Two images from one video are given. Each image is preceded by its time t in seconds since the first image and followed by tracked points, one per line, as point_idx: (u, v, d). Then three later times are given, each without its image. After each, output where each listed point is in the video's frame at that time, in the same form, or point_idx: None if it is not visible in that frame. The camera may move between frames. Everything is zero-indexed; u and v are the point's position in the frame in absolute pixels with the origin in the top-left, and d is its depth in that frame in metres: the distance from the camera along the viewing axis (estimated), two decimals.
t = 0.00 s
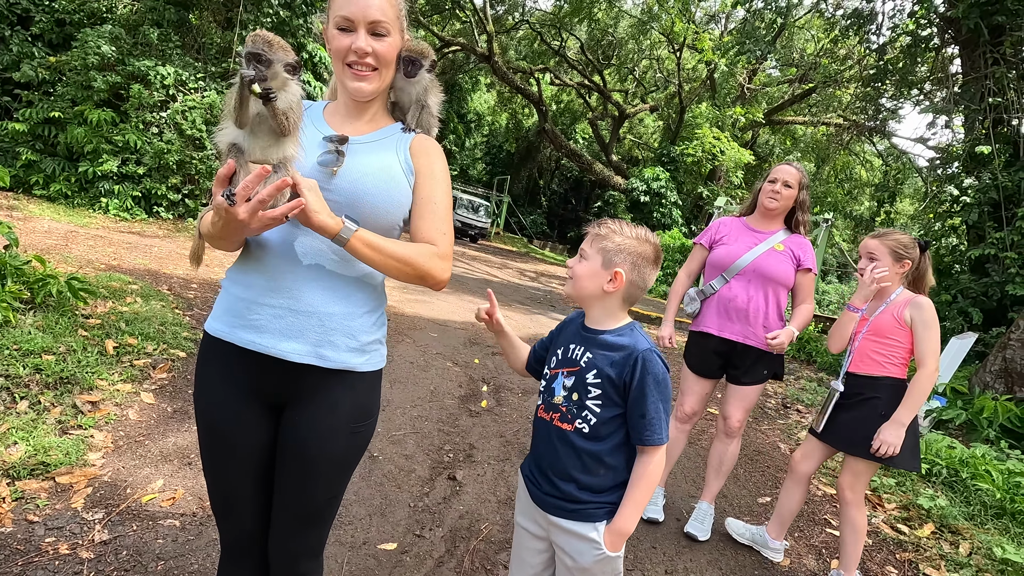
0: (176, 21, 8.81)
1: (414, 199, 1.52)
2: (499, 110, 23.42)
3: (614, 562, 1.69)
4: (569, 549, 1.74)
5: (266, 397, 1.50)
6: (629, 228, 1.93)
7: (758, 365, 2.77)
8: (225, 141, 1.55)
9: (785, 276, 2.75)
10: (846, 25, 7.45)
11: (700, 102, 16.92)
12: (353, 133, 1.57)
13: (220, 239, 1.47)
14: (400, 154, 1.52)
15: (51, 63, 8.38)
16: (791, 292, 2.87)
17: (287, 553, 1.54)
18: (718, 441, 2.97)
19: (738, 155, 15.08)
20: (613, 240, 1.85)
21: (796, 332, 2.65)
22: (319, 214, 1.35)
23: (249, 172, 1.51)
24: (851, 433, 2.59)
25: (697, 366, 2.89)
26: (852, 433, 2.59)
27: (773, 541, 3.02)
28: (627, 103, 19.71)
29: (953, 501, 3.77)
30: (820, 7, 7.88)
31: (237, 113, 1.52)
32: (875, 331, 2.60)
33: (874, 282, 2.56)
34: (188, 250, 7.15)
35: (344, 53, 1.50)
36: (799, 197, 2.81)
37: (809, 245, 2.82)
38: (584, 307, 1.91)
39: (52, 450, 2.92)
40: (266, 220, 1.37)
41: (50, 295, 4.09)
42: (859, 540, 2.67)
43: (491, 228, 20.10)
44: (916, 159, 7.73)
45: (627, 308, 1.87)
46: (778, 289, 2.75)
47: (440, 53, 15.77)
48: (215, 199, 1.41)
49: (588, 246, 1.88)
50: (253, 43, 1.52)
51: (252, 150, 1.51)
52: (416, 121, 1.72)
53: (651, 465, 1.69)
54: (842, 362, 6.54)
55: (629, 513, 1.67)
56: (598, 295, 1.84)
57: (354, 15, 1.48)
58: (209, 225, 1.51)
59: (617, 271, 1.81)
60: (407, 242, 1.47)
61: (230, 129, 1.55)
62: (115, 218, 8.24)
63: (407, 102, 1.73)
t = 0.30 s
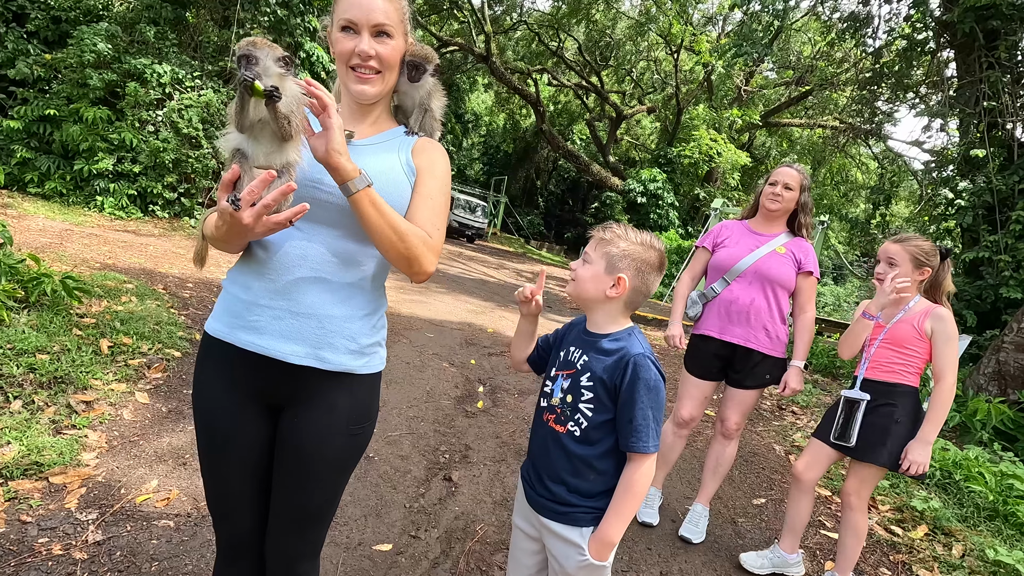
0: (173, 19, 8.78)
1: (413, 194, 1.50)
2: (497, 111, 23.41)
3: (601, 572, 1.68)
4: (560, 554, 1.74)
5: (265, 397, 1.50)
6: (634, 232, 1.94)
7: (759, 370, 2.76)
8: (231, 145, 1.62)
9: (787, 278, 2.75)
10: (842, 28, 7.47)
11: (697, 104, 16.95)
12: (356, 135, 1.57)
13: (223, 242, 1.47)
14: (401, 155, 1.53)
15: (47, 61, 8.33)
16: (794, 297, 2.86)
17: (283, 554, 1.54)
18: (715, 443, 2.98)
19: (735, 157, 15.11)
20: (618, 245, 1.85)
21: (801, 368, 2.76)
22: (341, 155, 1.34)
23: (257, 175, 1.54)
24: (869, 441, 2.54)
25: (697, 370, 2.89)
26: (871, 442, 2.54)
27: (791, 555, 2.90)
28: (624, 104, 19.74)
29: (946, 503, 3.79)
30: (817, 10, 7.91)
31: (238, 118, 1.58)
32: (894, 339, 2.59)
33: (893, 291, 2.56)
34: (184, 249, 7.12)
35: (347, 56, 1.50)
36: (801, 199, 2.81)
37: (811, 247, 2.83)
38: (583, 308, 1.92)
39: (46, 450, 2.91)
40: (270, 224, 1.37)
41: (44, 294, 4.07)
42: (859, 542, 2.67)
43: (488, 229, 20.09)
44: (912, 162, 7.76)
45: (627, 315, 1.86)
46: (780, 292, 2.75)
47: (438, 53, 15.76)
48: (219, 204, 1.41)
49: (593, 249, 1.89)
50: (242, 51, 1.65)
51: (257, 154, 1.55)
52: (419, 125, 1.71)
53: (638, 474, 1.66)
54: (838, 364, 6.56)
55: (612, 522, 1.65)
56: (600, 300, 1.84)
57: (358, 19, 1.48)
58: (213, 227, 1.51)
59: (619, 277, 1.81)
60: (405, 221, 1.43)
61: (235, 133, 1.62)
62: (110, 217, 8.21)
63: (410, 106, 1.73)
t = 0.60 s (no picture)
0: (170, 17, 8.76)
1: (411, 190, 1.51)
2: (495, 111, 23.41)
3: None
4: (566, 558, 1.75)
5: (266, 397, 1.50)
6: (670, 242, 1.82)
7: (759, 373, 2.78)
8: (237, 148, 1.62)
9: (788, 282, 2.76)
10: (839, 31, 7.50)
11: (695, 105, 16.98)
12: (355, 137, 1.59)
13: (228, 244, 1.47)
14: (399, 155, 1.54)
15: (43, 58, 8.28)
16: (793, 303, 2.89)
17: (283, 554, 1.55)
18: (711, 444, 2.99)
19: (731, 158, 15.13)
20: (669, 277, 1.75)
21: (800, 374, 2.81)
22: (329, 145, 1.35)
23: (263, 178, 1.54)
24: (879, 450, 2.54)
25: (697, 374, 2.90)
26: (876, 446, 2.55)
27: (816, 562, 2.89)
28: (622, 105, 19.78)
29: (939, 504, 3.82)
30: (814, 13, 7.93)
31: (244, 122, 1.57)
32: (896, 344, 2.61)
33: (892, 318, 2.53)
34: (180, 248, 7.11)
35: (348, 59, 1.50)
36: (802, 204, 2.83)
37: (810, 253, 2.84)
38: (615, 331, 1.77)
39: (42, 448, 2.91)
40: (275, 226, 1.37)
41: (40, 292, 4.06)
42: (854, 543, 2.70)
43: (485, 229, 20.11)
44: (907, 165, 7.79)
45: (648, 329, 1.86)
46: (780, 296, 2.77)
47: (436, 53, 15.76)
48: (225, 206, 1.42)
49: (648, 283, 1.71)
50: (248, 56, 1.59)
51: (262, 158, 1.53)
52: (418, 126, 1.72)
53: (650, 485, 1.67)
54: (833, 365, 6.59)
55: (623, 531, 1.66)
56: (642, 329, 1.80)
57: (358, 21, 1.48)
58: (218, 229, 1.52)
59: (666, 310, 1.78)
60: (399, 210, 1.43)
61: (240, 138, 1.62)
62: (106, 215, 8.18)
63: (410, 107, 1.74)
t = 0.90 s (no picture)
0: (168, 16, 8.74)
1: (408, 197, 1.52)
2: (493, 112, 23.44)
3: None
4: None
5: (261, 398, 1.51)
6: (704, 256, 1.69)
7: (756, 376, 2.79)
8: (228, 152, 1.64)
9: (787, 286, 2.78)
10: (835, 34, 7.54)
11: (692, 107, 17.01)
12: (351, 138, 1.58)
13: (223, 245, 1.47)
14: (396, 157, 1.53)
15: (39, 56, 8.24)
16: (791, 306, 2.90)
17: (279, 553, 1.54)
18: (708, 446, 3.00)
19: (728, 160, 15.15)
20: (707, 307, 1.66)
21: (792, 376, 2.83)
22: (314, 180, 1.37)
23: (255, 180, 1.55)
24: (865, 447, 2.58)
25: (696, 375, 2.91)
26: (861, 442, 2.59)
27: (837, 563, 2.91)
28: (619, 106, 19.81)
29: (933, 505, 3.84)
30: (810, 16, 7.96)
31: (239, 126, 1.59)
32: (881, 342, 2.64)
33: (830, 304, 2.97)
34: (176, 247, 7.08)
35: (343, 60, 1.51)
36: (802, 207, 2.84)
37: (809, 258, 2.85)
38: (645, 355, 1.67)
39: (37, 448, 2.90)
40: (269, 227, 1.37)
41: (36, 292, 4.04)
42: (847, 544, 2.71)
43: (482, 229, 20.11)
44: (903, 168, 7.83)
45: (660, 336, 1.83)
46: (780, 299, 2.79)
47: (434, 53, 15.76)
48: (218, 207, 1.41)
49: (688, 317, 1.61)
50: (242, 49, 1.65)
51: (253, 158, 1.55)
52: (414, 126, 1.72)
53: (684, 503, 1.63)
54: (828, 367, 6.61)
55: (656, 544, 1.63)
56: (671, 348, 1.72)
57: (354, 23, 1.49)
58: (212, 230, 1.52)
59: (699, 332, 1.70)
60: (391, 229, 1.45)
61: (233, 140, 1.63)
62: (102, 214, 8.15)
63: (405, 108, 1.74)
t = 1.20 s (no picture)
0: (165, 15, 8.70)
1: (403, 202, 1.51)
2: (491, 112, 23.44)
3: None
4: None
5: (254, 399, 1.50)
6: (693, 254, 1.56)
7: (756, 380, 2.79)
8: (220, 149, 1.65)
9: (787, 288, 2.78)
10: (833, 36, 7.55)
11: (690, 108, 17.03)
12: (345, 137, 1.58)
13: (214, 244, 1.46)
14: (391, 158, 1.53)
15: (36, 54, 8.20)
16: (791, 309, 2.90)
17: (272, 556, 1.54)
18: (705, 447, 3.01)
19: (726, 162, 15.17)
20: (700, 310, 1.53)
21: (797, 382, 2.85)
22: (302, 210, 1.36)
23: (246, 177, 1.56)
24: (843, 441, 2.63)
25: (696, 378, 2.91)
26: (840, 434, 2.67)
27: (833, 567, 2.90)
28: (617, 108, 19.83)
29: (929, 507, 3.85)
30: (808, 19, 7.97)
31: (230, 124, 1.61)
32: (865, 339, 2.65)
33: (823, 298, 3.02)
34: (173, 247, 7.06)
35: (338, 58, 1.51)
36: (800, 209, 2.84)
37: (808, 259, 2.85)
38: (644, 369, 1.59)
39: (32, 448, 2.88)
40: (260, 225, 1.37)
41: (31, 291, 4.02)
42: (840, 543, 2.71)
43: (480, 230, 20.10)
44: (900, 170, 7.86)
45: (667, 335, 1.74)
46: (779, 301, 2.78)
47: (432, 54, 15.76)
48: (209, 205, 1.41)
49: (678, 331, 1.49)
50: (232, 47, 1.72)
51: (245, 156, 1.57)
52: (409, 126, 1.71)
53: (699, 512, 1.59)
54: (825, 368, 6.63)
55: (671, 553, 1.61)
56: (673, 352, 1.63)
57: (348, 21, 1.49)
58: (203, 228, 1.52)
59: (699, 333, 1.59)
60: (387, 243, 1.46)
61: (224, 138, 1.65)
62: (99, 213, 8.12)
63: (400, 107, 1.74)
